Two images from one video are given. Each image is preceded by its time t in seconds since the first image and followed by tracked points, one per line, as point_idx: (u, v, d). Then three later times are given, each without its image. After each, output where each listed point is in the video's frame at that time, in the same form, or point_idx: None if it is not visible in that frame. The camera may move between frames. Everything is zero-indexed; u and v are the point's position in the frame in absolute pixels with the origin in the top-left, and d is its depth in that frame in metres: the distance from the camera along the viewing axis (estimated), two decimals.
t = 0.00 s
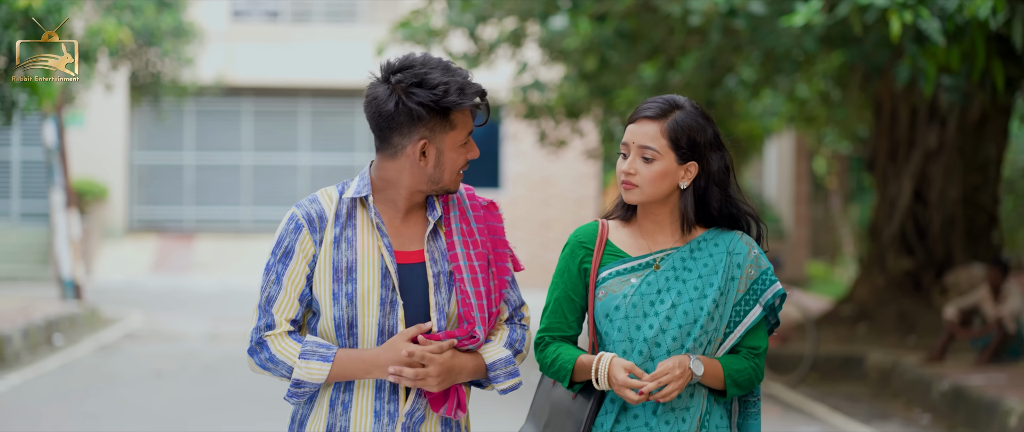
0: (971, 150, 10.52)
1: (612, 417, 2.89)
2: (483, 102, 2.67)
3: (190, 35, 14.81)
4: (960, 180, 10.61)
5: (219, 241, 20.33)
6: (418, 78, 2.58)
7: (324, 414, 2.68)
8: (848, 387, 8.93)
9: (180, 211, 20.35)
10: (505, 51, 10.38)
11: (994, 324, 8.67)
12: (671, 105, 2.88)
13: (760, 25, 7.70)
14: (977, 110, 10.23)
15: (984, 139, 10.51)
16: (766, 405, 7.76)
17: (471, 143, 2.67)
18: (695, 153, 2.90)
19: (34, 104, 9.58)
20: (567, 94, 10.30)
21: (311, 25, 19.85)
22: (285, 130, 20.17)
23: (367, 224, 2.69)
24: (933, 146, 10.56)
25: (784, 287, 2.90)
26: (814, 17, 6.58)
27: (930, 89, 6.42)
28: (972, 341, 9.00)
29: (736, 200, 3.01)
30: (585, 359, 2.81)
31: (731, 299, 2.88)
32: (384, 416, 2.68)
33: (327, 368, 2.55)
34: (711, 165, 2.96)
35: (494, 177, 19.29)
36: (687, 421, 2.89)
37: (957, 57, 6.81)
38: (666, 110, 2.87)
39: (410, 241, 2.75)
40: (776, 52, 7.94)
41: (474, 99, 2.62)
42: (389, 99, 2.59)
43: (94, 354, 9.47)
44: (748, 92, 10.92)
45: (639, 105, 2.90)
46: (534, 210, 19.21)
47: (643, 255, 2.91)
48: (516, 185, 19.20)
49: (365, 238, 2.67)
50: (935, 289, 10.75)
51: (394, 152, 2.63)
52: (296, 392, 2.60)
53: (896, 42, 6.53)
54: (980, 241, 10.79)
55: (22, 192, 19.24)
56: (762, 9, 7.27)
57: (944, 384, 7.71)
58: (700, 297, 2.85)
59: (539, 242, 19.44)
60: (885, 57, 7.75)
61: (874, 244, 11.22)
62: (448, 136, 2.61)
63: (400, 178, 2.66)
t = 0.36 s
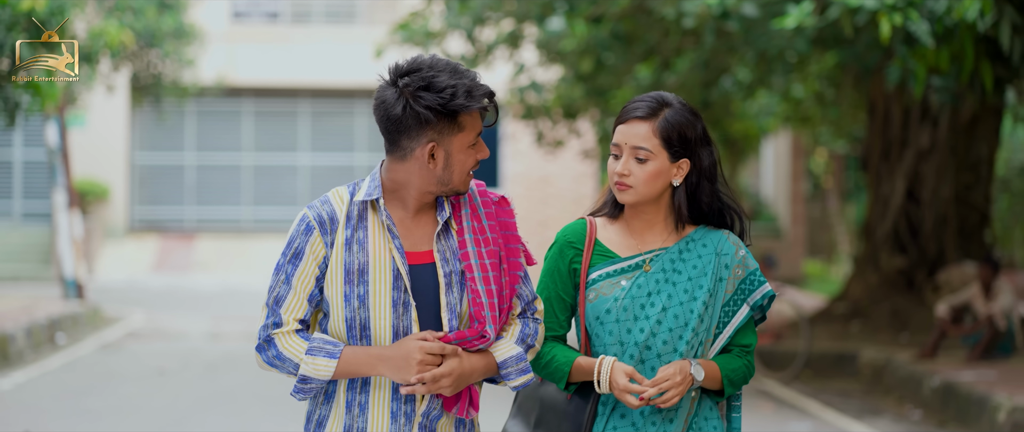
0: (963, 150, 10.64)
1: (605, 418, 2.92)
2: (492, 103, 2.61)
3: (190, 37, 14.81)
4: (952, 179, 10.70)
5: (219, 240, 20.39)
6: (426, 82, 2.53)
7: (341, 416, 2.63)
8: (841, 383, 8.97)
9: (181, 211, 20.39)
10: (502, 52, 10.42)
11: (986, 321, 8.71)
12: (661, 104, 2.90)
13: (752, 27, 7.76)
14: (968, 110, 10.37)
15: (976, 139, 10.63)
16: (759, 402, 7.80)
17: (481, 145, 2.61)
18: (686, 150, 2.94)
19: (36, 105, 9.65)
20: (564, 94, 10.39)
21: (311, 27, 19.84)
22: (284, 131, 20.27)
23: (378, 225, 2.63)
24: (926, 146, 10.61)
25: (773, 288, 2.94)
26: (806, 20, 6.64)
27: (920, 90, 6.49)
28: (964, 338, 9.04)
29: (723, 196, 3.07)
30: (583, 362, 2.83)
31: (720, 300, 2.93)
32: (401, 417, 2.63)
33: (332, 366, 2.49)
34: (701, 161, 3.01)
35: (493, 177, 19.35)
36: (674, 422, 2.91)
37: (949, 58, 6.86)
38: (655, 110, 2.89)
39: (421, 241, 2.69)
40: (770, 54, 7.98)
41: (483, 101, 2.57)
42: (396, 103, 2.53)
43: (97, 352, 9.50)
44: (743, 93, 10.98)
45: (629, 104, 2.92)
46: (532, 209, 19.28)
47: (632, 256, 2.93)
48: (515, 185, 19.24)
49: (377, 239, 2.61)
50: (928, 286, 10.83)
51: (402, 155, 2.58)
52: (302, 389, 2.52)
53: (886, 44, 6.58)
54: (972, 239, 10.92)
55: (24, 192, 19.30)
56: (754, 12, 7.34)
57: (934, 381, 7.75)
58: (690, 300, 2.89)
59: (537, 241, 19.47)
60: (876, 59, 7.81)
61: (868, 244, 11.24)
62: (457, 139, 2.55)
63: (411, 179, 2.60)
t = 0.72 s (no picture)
0: (950, 151, 10.75)
1: (588, 413, 2.88)
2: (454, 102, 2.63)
3: (189, 38, 14.87)
4: (940, 180, 10.78)
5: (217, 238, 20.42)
6: (387, 80, 2.55)
7: (308, 424, 2.64)
8: (829, 381, 9.01)
9: (178, 210, 20.41)
10: (496, 52, 10.48)
11: (971, 320, 8.74)
12: (656, 98, 2.92)
13: (741, 30, 7.81)
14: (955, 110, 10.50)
15: (964, 140, 10.74)
16: (747, 399, 7.84)
17: (442, 145, 2.62)
18: (678, 145, 2.94)
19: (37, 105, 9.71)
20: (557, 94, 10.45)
21: (308, 27, 19.87)
22: (280, 130, 20.22)
23: (343, 232, 2.63)
24: (913, 147, 10.72)
25: (760, 290, 2.92)
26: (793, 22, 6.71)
27: (906, 92, 6.54)
28: (950, 336, 9.09)
29: (715, 200, 3.03)
30: (570, 356, 2.81)
31: (707, 299, 2.90)
32: (369, 423, 2.64)
33: (294, 375, 2.51)
34: (693, 162, 2.98)
35: (488, 177, 19.41)
36: (656, 417, 2.89)
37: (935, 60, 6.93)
38: (650, 102, 2.91)
39: (386, 246, 2.69)
40: (761, 56, 8.03)
41: (443, 101, 2.58)
42: (358, 102, 2.55)
43: (94, 350, 9.53)
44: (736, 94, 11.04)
45: (624, 97, 2.94)
46: (527, 209, 19.35)
47: (622, 251, 2.90)
48: (510, 184, 19.29)
49: (341, 246, 2.62)
50: (916, 285, 10.88)
51: (364, 156, 2.60)
52: (265, 397, 2.55)
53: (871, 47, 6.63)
54: (959, 239, 10.95)
55: (23, 191, 19.28)
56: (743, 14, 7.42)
57: (920, 378, 7.79)
58: (677, 297, 2.86)
59: (532, 241, 19.52)
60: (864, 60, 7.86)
61: (857, 243, 11.34)
62: (418, 138, 2.56)
63: (373, 180, 2.61)
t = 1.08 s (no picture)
0: (941, 151, 10.76)
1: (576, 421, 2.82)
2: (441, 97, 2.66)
3: (188, 40, 14.91)
4: (931, 180, 10.82)
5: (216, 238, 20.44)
6: (372, 74, 2.58)
7: (292, 421, 2.66)
8: (821, 379, 9.05)
9: (177, 211, 20.43)
10: (493, 54, 10.54)
11: (960, 318, 8.79)
12: (644, 106, 2.88)
13: (732, 33, 7.86)
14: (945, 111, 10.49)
15: (954, 141, 10.74)
16: (739, 396, 7.89)
17: (430, 140, 2.65)
18: (668, 153, 2.91)
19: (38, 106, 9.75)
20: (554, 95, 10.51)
21: (306, 29, 19.90)
22: (278, 130, 20.29)
23: (330, 229, 2.67)
24: (904, 148, 10.78)
25: (753, 297, 2.88)
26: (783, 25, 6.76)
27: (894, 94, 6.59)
28: (939, 334, 9.14)
29: (707, 205, 3.02)
30: (535, 375, 2.81)
31: (698, 307, 2.86)
32: (352, 420, 2.65)
33: (289, 370, 2.52)
34: (683, 166, 2.96)
35: (485, 178, 19.47)
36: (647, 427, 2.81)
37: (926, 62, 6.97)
38: (638, 110, 2.88)
39: (373, 243, 2.73)
40: (753, 58, 8.09)
41: (430, 94, 2.61)
42: (344, 95, 2.59)
43: (95, 349, 9.57)
44: (732, 95, 11.10)
45: (612, 106, 2.91)
46: (524, 209, 19.39)
47: (611, 260, 2.87)
48: (507, 185, 19.36)
49: (328, 242, 2.65)
50: (907, 284, 10.95)
51: (351, 151, 2.63)
52: (259, 395, 2.56)
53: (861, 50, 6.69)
54: (950, 238, 10.98)
55: (23, 192, 19.29)
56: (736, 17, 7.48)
57: (909, 376, 7.84)
58: (667, 306, 2.81)
59: (529, 241, 19.56)
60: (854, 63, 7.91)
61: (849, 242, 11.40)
62: (404, 132, 2.60)
63: (361, 176, 2.65)
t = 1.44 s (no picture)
0: (935, 151, 10.77)
1: (583, 414, 2.78)
2: (437, 82, 2.59)
3: (190, 40, 14.89)
4: (925, 180, 10.86)
5: (217, 239, 20.37)
6: (362, 57, 2.61)
7: (310, 413, 2.59)
8: (816, 376, 9.09)
9: (178, 210, 20.47)
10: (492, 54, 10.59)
11: (953, 317, 8.83)
12: (627, 100, 2.91)
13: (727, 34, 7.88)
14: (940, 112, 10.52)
15: (949, 141, 10.74)
16: (735, 393, 7.92)
17: (426, 126, 2.57)
18: (653, 145, 2.94)
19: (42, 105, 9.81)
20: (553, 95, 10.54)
21: (306, 29, 19.93)
22: (278, 130, 20.34)
23: (348, 221, 2.62)
24: (899, 149, 10.85)
25: (749, 280, 2.96)
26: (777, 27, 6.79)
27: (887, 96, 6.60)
28: (933, 333, 9.17)
29: (694, 194, 3.06)
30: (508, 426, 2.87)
31: (696, 295, 2.91)
32: (365, 412, 2.59)
33: (304, 366, 2.45)
34: (671, 158, 3.00)
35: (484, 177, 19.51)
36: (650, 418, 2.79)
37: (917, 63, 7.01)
38: (621, 105, 2.91)
39: (390, 238, 2.67)
40: (748, 59, 8.12)
41: (414, 78, 2.55)
42: (338, 81, 2.64)
43: (98, 347, 9.60)
44: (730, 96, 11.14)
45: (595, 102, 2.93)
46: (524, 208, 19.43)
47: (606, 255, 2.90)
48: (506, 184, 19.42)
49: (344, 234, 2.60)
50: (901, 283, 10.99)
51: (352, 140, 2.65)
52: (277, 391, 2.48)
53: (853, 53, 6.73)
54: (945, 238, 11.00)
55: (25, 190, 19.32)
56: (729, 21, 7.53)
57: (902, 373, 7.88)
58: (666, 295, 2.85)
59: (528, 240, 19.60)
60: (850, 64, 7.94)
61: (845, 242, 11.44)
62: (388, 116, 2.55)
63: (365, 165, 2.63)
